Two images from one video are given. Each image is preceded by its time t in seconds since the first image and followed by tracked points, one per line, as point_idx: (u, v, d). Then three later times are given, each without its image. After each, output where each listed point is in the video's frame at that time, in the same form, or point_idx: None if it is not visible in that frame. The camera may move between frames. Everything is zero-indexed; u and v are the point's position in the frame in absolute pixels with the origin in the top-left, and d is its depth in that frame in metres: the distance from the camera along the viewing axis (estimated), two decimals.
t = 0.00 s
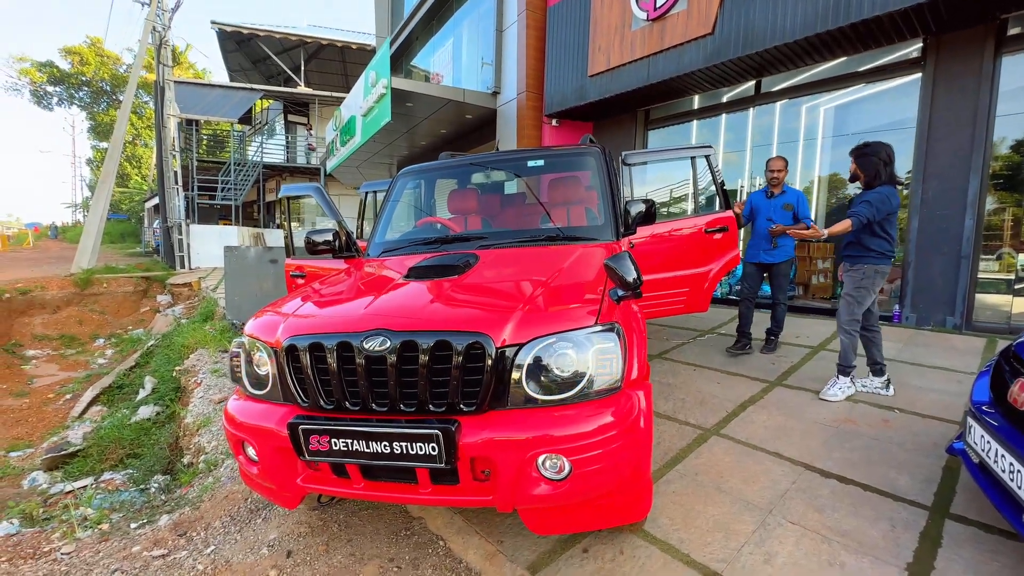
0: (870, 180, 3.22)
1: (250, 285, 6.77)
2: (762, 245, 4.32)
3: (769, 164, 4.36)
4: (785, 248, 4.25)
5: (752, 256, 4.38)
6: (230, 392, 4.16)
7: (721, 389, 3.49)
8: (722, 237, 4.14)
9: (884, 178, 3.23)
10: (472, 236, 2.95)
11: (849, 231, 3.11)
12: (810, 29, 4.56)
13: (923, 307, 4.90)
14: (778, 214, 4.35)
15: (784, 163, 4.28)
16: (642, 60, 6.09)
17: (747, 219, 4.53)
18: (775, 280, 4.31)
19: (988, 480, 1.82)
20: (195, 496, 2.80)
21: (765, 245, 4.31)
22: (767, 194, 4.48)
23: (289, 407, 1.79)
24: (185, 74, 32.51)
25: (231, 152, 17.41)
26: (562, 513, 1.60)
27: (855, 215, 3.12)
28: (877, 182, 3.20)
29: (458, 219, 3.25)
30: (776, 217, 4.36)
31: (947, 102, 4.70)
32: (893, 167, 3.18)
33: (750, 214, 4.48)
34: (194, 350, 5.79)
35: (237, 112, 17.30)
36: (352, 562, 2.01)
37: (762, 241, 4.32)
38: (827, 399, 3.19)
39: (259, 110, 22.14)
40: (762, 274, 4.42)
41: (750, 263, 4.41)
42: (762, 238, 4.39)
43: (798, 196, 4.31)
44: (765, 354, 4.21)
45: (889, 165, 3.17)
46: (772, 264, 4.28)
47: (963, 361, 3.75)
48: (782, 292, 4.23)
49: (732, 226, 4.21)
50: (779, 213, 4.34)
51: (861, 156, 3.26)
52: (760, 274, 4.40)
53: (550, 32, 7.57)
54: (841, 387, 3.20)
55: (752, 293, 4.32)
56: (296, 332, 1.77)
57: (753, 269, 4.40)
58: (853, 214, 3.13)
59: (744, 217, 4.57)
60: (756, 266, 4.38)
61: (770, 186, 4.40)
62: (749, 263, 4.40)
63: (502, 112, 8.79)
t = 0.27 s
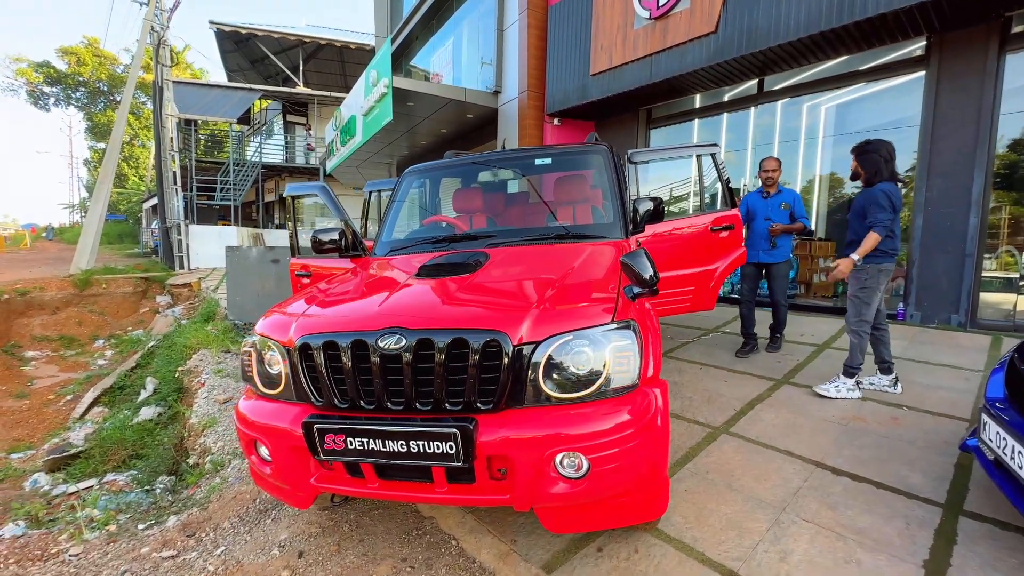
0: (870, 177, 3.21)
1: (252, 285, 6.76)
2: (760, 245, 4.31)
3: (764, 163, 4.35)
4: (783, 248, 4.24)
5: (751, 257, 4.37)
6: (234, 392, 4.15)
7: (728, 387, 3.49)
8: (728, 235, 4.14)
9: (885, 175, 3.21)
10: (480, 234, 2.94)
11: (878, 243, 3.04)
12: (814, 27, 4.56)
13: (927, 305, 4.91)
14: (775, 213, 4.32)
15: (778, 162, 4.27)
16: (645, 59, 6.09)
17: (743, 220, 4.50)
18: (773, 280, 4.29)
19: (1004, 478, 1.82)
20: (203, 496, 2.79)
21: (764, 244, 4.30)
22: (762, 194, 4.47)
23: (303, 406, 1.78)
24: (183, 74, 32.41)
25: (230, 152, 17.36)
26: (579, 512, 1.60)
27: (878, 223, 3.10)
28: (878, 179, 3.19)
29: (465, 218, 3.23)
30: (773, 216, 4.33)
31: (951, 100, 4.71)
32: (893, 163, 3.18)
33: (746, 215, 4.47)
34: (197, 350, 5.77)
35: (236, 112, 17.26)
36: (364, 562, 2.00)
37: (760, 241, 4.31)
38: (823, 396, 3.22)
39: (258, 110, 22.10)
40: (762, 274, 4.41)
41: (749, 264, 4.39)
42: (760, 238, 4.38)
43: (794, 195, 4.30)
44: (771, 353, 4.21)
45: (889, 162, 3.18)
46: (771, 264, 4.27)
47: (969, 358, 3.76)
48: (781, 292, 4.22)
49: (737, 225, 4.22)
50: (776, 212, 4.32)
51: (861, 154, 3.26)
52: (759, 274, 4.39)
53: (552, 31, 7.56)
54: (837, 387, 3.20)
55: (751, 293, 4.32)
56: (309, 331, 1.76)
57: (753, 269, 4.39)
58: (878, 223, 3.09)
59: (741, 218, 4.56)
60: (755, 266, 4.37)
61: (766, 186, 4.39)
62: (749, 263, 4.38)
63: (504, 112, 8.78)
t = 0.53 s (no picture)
0: (874, 172, 3.17)
1: (257, 283, 6.73)
2: (769, 241, 4.26)
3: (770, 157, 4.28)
4: (792, 244, 4.20)
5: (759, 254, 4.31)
6: (244, 391, 4.12)
7: (742, 384, 3.48)
8: (740, 231, 4.12)
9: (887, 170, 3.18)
10: (495, 231, 2.91)
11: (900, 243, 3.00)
12: (825, 22, 4.53)
13: (937, 301, 4.90)
14: (783, 208, 4.25)
15: (785, 156, 4.21)
16: (652, 55, 6.06)
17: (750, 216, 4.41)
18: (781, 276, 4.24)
19: None
20: (218, 495, 2.77)
21: (772, 240, 4.26)
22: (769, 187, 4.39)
23: (327, 405, 1.76)
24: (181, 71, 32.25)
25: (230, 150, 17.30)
26: (611, 510, 1.58)
27: (893, 222, 3.03)
28: (881, 174, 3.16)
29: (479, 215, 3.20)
30: (781, 211, 4.25)
31: (962, 95, 4.69)
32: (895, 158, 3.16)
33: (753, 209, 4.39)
34: (203, 349, 5.74)
35: (235, 110, 17.18)
36: (388, 561, 1.99)
37: (767, 237, 4.26)
38: (836, 392, 3.23)
39: (258, 108, 22.02)
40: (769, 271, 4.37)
41: (758, 260, 4.34)
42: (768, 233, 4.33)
43: (801, 189, 4.26)
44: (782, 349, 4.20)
45: (891, 156, 3.15)
46: (779, 260, 4.23)
47: (982, 354, 3.75)
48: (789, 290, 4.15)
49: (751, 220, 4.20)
50: (784, 207, 4.25)
51: (864, 149, 3.23)
52: (767, 270, 4.34)
53: (557, 27, 7.52)
54: (852, 384, 3.19)
55: (760, 291, 4.31)
56: (333, 328, 1.74)
57: (761, 266, 4.34)
58: (893, 222, 3.03)
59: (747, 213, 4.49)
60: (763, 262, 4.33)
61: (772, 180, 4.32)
62: (757, 260, 4.33)
63: (508, 108, 8.74)
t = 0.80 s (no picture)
0: (873, 167, 3.18)
1: (256, 281, 6.67)
2: (774, 239, 4.29)
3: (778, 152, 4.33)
4: (798, 242, 4.21)
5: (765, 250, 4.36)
6: (248, 389, 4.07)
7: (752, 380, 3.48)
8: (749, 227, 4.12)
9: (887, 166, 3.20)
10: (507, 226, 2.88)
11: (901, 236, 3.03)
12: (829, 19, 4.54)
13: (939, 297, 4.95)
14: (789, 204, 4.32)
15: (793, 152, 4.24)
16: (655, 52, 6.06)
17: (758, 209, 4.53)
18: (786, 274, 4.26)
19: None
20: (227, 495, 2.73)
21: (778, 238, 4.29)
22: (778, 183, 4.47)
23: (348, 401, 1.73)
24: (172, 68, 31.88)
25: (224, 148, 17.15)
26: (640, 505, 1.57)
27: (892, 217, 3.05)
28: (880, 169, 3.17)
29: (488, 211, 3.17)
30: (787, 206, 4.34)
31: (964, 92, 4.73)
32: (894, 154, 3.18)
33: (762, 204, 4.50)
34: (203, 348, 5.68)
35: (229, 108, 17.02)
36: (408, 559, 1.96)
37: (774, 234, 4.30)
38: (845, 388, 3.23)
39: (251, 106, 21.83)
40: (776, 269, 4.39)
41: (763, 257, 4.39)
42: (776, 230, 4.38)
43: (809, 185, 4.28)
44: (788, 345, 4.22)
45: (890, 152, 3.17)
46: (784, 258, 4.25)
47: (987, 349, 3.78)
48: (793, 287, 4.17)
49: (758, 217, 4.20)
50: (790, 203, 4.33)
51: (861, 145, 3.23)
52: (773, 268, 4.38)
53: (558, 24, 7.50)
54: (862, 379, 3.20)
55: (766, 289, 4.34)
56: (355, 323, 1.71)
57: (766, 263, 4.39)
58: (891, 217, 3.04)
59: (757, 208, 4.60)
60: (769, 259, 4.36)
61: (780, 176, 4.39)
62: (763, 257, 4.37)
63: (507, 106, 8.72)
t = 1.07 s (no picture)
0: (862, 165, 3.20)
1: (254, 280, 6.61)
2: (779, 238, 4.31)
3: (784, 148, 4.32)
4: (805, 242, 4.21)
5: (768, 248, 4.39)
6: (250, 388, 4.03)
7: (758, 376, 3.49)
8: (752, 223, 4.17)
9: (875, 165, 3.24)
10: (516, 222, 2.86)
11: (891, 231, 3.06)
12: (831, 15, 4.55)
13: (939, 293, 4.99)
14: (793, 201, 4.35)
15: (799, 148, 4.25)
16: (656, 49, 6.05)
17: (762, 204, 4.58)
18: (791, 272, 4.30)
19: None
20: (235, 494, 2.69)
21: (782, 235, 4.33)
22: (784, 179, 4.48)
23: (366, 398, 1.71)
24: (163, 65, 31.49)
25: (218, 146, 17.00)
26: (661, 501, 1.56)
27: (882, 212, 3.08)
28: (869, 167, 3.20)
29: (496, 208, 3.15)
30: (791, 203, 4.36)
31: (965, 89, 4.77)
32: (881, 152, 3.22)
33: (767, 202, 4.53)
34: (202, 347, 5.63)
35: (223, 105, 16.85)
36: (424, 557, 1.94)
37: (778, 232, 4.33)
38: (853, 382, 3.24)
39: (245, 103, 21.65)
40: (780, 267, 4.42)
41: (767, 255, 4.42)
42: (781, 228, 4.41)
43: (814, 181, 4.29)
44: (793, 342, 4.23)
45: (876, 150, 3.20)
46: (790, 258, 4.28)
47: (990, 344, 3.81)
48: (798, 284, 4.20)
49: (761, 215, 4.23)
50: (794, 200, 4.34)
51: (849, 144, 3.26)
52: (778, 265, 4.41)
53: (557, 21, 7.48)
54: (868, 374, 3.21)
55: (770, 287, 4.33)
56: (373, 319, 1.69)
57: (770, 261, 4.42)
58: (880, 213, 3.07)
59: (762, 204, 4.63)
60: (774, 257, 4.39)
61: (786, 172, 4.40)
62: (766, 254, 4.41)
63: (506, 103, 8.69)
